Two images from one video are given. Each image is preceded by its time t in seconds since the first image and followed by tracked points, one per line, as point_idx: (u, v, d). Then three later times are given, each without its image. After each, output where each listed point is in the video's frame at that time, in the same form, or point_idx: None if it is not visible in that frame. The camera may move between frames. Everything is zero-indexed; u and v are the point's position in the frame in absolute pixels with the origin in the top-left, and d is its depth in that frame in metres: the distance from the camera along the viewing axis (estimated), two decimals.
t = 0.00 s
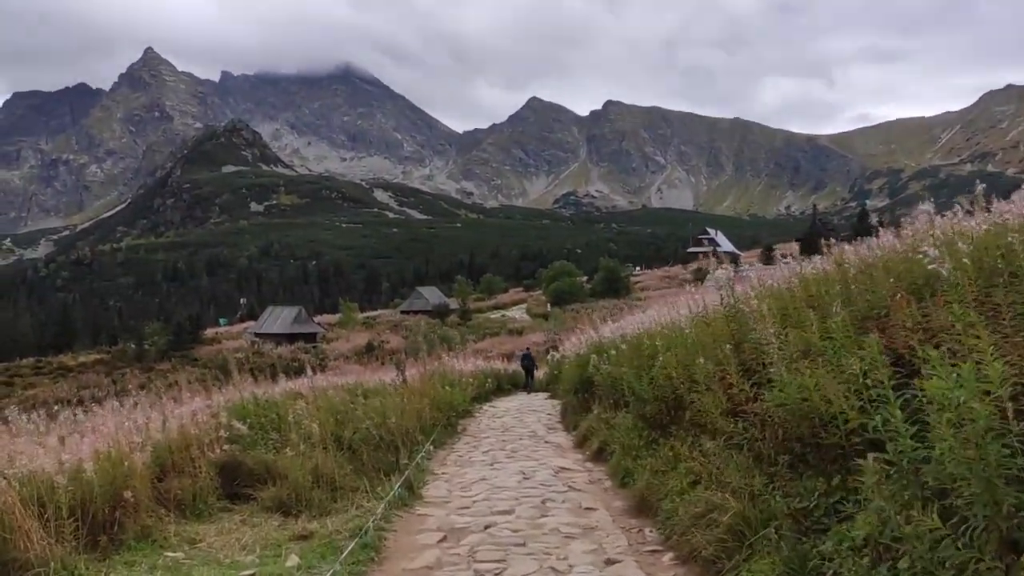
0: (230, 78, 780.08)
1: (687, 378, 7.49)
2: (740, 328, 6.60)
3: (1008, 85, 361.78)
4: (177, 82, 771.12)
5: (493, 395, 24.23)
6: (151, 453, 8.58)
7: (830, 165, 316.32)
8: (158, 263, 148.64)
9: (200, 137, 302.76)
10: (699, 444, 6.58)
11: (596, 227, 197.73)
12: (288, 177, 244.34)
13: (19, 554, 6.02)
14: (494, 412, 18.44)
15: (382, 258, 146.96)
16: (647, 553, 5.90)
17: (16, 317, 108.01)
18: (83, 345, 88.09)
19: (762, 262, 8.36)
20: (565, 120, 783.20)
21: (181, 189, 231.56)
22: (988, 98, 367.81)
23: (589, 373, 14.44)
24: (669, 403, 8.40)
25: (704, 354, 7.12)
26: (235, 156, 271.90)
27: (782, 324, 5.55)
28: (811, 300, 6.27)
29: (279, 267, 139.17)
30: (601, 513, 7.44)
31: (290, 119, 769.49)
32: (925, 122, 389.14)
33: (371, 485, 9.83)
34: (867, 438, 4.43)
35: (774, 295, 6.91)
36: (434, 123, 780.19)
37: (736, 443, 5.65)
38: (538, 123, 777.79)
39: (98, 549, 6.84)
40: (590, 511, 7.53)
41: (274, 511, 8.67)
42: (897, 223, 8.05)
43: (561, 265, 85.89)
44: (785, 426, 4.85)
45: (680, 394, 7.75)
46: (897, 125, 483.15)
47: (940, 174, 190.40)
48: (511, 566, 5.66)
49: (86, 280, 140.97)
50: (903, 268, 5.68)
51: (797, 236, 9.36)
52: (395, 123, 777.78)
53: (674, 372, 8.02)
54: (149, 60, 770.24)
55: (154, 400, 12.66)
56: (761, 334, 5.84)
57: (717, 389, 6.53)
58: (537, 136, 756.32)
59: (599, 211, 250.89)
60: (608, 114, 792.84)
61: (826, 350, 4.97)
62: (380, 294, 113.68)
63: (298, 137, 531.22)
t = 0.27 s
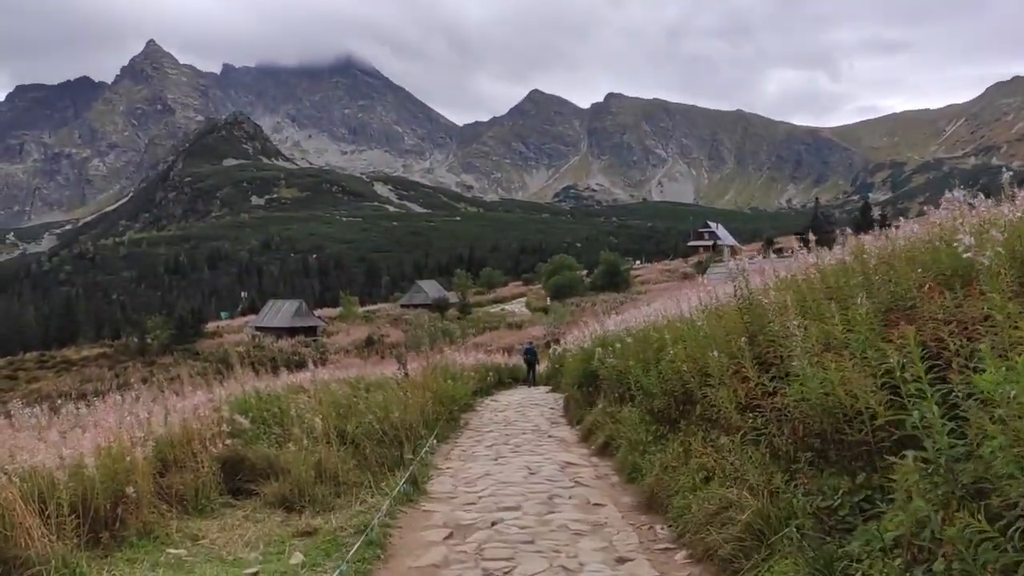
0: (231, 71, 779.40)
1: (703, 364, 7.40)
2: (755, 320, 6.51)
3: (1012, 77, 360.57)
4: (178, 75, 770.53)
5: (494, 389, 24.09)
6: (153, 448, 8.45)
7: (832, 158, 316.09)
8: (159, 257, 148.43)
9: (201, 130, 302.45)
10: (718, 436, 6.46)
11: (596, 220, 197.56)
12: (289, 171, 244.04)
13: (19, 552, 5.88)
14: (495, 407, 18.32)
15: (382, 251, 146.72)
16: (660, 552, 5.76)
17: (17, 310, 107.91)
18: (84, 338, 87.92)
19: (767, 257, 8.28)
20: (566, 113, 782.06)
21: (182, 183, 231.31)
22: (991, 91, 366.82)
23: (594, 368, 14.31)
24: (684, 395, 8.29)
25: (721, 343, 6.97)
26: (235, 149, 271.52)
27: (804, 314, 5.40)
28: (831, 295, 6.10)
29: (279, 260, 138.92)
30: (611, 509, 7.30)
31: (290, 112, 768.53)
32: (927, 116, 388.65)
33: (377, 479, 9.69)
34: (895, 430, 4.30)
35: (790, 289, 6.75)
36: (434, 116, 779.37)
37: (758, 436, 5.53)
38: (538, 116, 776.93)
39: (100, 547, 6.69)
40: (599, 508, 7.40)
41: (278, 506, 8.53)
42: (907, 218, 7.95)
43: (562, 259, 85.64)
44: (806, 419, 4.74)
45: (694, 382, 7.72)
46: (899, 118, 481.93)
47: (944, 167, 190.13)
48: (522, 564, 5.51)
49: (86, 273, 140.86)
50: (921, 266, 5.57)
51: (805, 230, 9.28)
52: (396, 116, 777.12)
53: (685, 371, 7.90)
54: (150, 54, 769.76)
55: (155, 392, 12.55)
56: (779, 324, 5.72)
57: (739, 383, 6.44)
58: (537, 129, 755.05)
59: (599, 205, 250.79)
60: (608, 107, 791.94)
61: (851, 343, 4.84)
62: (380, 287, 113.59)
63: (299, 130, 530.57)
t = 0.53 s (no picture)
0: (231, 64, 778.99)
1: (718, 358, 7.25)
2: (774, 311, 6.36)
3: (1009, 73, 360.97)
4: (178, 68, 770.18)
5: (498, 382, 23.93)
6: (152, 445, 8.37)
7: (831, 152, 316.11)
8: (159, 251, 148.37)
9: (201, 124, 302.22)
10: (735, 431, 6.33)
11: (597, 215, 197.58)
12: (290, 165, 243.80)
13: (12, 552, 5.77)
14: (501, 400, 18.16)
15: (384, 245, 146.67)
16: (676, 549, 5.62)
17: (17, 305, 107.91)
18: (83, 332, 87.89)
19: (782, 246, 8.12)
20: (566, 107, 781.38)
21: (183, 177, 231.15)
22: (988, 86, 366.98)
23: (602, 361, 14.15)
24: (696, 388, 8.15)
25: (736, 336, 6.84)
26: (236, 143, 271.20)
27: (827, 305, 5.24)
28: (851, 286, 5.93)
29: (281, 254, 138.88)
30: (620, 504, 7.19)
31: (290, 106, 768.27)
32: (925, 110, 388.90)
33: (382, 473, 9.59)
34: (926, 427, 4.14)
35: (807, 281, 6.60)
36: (435, 110, 778.88)
37: (781, 433, 5.38)
38: (539, 110, 776.46)
39: (95, 546, 6.57)
40: (610, 503, 7.27)
41: (280, 503, 8.42)
42: (922, 208, 7.80)
43: (564, 252, 85.44)
44: (830, 413, 4.57)
45: (708, 377, 7.57)
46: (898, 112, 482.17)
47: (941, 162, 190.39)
48: (535, 563, 5.38)
49: (87, 267, 140.81)
50: (946, 255, 5.40)
51: (818, 221, 9.13)
52: (397, 110, 776.82)
53: (699, 365, 7.79)
54: (149, 47, 768.85)
55: (157, 387, 12.48)
56: (797, 316, 5.56)
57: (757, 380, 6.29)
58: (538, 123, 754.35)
59: (600, 198, 250.79)
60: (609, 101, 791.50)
61: (875, 336, 4.68)
62: (382, 282, 113.66)
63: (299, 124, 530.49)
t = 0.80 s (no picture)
0: (231, 60, 778.27)
1: (731, 356, 7.09)
2: (790, 307, 6.23)
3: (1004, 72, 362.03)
4: (177, 62, 769.00)
5: (502, 379, 23.80)
6: (150, 446, 8.33)
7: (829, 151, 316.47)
8: (160, 249, 148.21)
9: (201, 120, 301.83)
10: (749, 432, 6.21)
11: (598, 213, 197.73)
12: (291, 161, 243.60)
13: None
14: (506, 398, 18.01)
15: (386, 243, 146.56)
16: (686, 552, 5.49)
17: (17, 302, 107.72)
18: (82, 330, 87.74)
19: (794, 239, 7.96)
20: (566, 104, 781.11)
21: (183, 174, 230.94)
22: (983, 86, 367.94)
23: (609, 357, 14.00)
24: (707, 387, 8.01)
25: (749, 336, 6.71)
26: (236, 140, 270.80)
27: (843, 300, 5.10)
28: (868, 281, 5.78)
29: (282, 252, 138.75)
30: (630, 504, 7.06)
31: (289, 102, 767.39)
32: (921, 109, 389.40)
33: (387, 473, 9.48)
34: (949, 427, 4.01)
35: (821, 277, 6.46)
36: (435, 106, 778.44)
37: (799, 435, 5.24)
38: (539, 107, 776.30)
39: (88, 552, 6.48)
40: (620, 502, 7.16)
41: (284, 503, 8.31)
42: (933, 203, 7.69)
43: (567, 250, 85.12)
44: (849, 412, 4.45)
45: (720, 377, 7.44)
46: (896, 110, 482.69)
47: (935, 162, 190.94)
48: (544, 566, 5.25)
49: (87, 265, 140.68)
50: (962, 251, 5.26)
51: (831, 215, 8.97)
52: (397, 107, 776.41)
53: (711, 366, 7.65)
54: (147, 41, 766.91)
55: (159, 386, 12.42)
56: (813, 312, 5.43)
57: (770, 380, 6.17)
58: (538, 120, 753.80)
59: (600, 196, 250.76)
60: (609, 99, 791.63)
61: (894, 332, 4.54)
62: (382, 279, 113.58)
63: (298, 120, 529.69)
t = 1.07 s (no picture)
0: (233, 64, 778.77)
1: (739, 358, 6.88)
2: (799, 312, 6.04)
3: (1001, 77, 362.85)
4: (179, 67, 770.01)
5: (503, 383, 23.63)
6: (145, 452, 8.14)
7: (827, 155, 316.86)
8: (161, 252, 148.27)
9: (203, 124, 302.19)
10: (761, 439, 6.01)
11: (597, 216, 197.79)
12: (292, 165, 243.75)
13: None
14: (507, 402, 17.83)
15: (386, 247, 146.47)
16: (696, 561, 5.32)
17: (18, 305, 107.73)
18: (84, 333, 87.69)
19: (802, 239, 7.75)
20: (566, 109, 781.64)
21: (184, 177, 231.10)
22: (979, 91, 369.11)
23: (611, 361, 13.82)
24: (716, 390, 7.82)
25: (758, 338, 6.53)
26: (238, 143, 270.99)
27: (859, 299, 4.88)
28: (881, 280, 5.57)
29: (283, 255, 138.73)
30: (637, 513, 6.86)
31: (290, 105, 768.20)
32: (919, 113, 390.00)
33: (386, 479, 9.29)
34: (973, 436, 3.82)
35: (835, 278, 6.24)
36: (435, 110, 778.88)
37: (818, 444, 5.02)
38: (539, 111, 776.95)
39: (83, 560, 6.29)
40: (629, 511, 6.95)
41: (281, 511, 8.11)
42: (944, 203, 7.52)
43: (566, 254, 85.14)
44: (867, 419, 4.24)
45: (729, 384, 7.24)
46: (893, 115, 483.77)
47: (931, 166, 191.34)
48: None
49: (89, 268, 140.78)
50: (982, 248, 5.03)
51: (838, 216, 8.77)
52: (397, 111, 777.13)
53: (720, 370, 7.45)
54: (149, 45, 767.81)
55: (156, 388, 12.25)
56: (827, 315, 5.22)
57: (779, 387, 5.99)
58: (538, 124, 754.34)
59: (600, 199, 250.82)
60: (608, 103, 792.03)
61: (911, 334, 4.34)
62: (383, 283, 113.59)
63: (299, 124, 530.17)
